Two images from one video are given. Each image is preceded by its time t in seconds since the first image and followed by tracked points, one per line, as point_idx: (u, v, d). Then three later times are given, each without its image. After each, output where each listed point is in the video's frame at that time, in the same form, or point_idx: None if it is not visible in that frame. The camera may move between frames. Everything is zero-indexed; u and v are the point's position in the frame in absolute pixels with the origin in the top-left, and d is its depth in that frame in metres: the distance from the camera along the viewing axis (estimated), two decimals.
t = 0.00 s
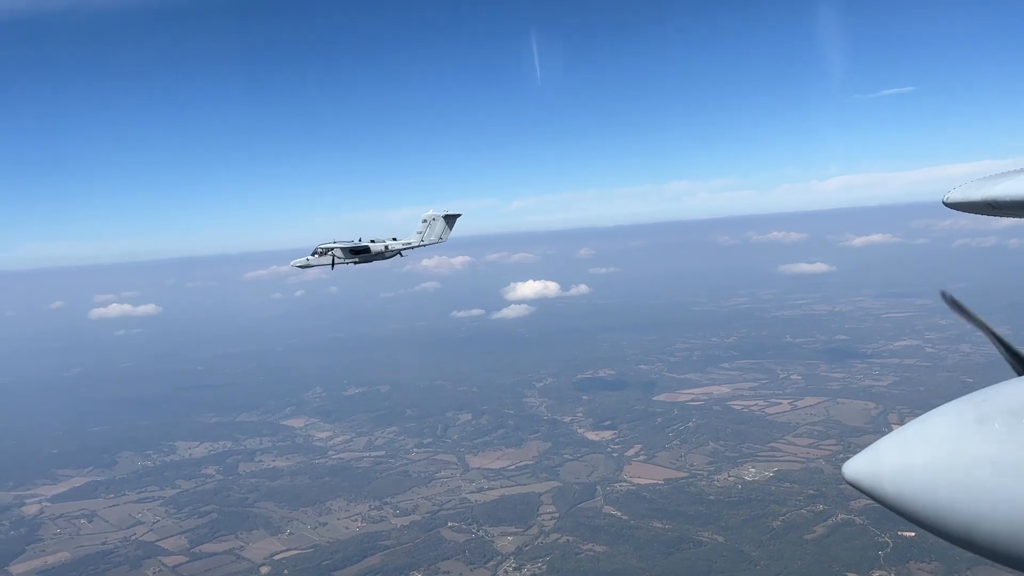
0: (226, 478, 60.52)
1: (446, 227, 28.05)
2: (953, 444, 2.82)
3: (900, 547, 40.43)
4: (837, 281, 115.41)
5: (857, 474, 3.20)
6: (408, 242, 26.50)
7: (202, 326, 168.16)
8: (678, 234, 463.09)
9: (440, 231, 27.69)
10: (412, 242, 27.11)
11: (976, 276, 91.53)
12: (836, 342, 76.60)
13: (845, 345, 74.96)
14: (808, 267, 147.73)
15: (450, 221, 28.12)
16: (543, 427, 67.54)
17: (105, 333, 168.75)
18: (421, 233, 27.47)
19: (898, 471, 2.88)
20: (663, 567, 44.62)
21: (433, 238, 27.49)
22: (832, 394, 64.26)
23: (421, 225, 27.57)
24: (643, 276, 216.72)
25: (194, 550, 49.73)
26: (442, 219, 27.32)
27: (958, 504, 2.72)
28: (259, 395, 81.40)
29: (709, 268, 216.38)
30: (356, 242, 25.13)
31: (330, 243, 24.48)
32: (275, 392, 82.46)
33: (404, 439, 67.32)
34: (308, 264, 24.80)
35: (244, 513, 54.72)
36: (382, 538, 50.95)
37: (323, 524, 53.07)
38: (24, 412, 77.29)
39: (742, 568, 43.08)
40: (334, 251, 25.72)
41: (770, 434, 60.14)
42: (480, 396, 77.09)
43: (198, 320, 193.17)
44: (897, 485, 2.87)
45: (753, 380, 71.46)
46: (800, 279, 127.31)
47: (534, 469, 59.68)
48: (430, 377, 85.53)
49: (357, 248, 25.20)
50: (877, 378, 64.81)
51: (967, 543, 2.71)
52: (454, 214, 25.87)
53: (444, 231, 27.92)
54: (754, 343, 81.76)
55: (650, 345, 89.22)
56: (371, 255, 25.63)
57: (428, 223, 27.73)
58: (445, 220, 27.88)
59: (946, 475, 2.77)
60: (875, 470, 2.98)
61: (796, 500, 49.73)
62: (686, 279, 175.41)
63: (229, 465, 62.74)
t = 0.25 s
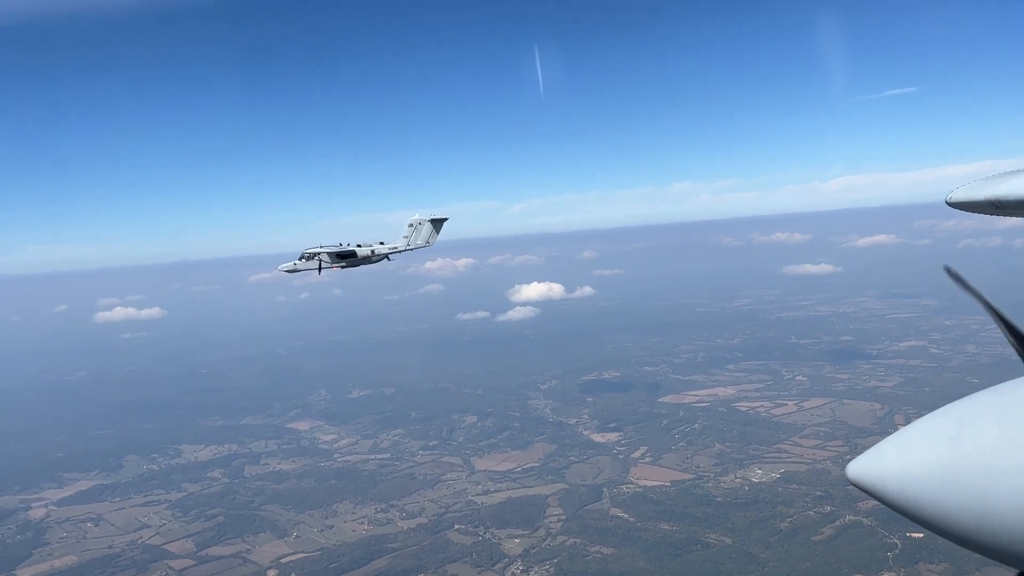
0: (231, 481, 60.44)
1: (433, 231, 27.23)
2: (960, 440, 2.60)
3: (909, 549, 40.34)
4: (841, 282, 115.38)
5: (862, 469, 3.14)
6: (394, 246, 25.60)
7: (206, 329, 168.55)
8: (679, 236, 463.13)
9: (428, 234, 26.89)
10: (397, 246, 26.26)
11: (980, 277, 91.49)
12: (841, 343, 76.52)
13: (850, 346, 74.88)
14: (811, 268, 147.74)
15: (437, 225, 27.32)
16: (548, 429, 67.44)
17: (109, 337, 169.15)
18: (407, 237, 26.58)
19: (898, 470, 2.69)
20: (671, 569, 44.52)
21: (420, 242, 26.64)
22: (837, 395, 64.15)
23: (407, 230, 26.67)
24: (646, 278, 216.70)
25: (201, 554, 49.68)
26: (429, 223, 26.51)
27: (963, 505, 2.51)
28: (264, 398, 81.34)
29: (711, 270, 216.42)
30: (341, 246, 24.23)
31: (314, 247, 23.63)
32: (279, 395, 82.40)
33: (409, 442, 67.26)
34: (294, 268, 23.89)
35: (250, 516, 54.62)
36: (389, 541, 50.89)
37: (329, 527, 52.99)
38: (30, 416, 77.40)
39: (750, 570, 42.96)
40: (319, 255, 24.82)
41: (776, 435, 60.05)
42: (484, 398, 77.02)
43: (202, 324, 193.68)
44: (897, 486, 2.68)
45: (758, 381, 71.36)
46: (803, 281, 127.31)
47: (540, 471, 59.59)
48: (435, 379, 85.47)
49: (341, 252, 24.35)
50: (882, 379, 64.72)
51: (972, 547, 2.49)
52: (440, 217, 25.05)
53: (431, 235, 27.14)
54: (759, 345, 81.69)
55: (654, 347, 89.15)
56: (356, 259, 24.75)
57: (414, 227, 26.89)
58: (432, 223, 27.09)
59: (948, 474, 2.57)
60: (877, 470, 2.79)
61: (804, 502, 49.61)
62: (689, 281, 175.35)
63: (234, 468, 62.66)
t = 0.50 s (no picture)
0: (234, 481, 60.41)
1: (421, 233, 26.79)
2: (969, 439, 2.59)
3: (914, 551, 40.35)
4: (843, 283, 115.47)
5: (851, 466, 3.43)
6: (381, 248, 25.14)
7: (209, 329, 168.78)
8: (680, 238, 463.24)
9: (415, 237, 26.45)
10: (385, 249, 25.86)
11: (982, 280, 91.60)
12: (843, 345, 76.56)
13: (853, 348, 74.92)
14: (813, 270, 147.80)
15: (425, 227, 26.90)
16: (551, 430, 67.45)
17: (112, 338, 169.47)
18: (394, 240, 26.10)
19: (907, 469, 2.70)
20: (675, 570, 44.53)
21: (408, 244, 26.19)
22: (840, 397, 64.15)
23: (394, 233, 26.22)
24: (647, 279, 216.72)
25: (205, 554, 49.64)
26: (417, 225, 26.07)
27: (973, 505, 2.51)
28: (266, 399, 81.34)
29: (712, 271, 216.54)
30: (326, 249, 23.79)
31: (302, 249, 23.26)
32: (282, 396, 82.38)
33: (412, 442, 67.27)
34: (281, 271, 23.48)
35: (254, 517, 54.58)
36: (393, 542, 50.90)
37: (333, 527, 52.98)
38: (32, 416, 77.42)
39: (755, 571, 42.97)
40: (305, 258, 24.39)
41: (779, 437, 60.06)
42: (487, 399, 77.01)
43: (205, 324, 194.03)
44: (910, 485, 2.68)
45: (761, 383, 71.38)
46: (805, 282, 127.39)
47: (543, 472, 59.58)
48: (438, 380, 85.49)
49: (329, 256, 24.10)
50: (885, 381, 64.73)
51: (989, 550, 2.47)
52: (427, 219, 24.67)
53: (419, 238, 26.73)
54: (761, 346, 81.72)
55: (657, 349, 89.20)
56: (343, 262, 24.31)
57: (401, 230, 26.45)
58: (420, 226, 26.66)
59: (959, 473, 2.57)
60: (885, 469, 2.81)
61: (808, 503, 49.63)
62: (691, 283, 175.49)
63: (237, 469, 62.64)
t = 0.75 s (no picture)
0: (236, 481, 60.33)
1: (406, 236, 26.85)
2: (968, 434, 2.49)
3: (918, 555, 40.32)
4: (845, 287, 115.56)
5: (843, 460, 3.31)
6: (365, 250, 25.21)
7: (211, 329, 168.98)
8: (681, 241, 463.39)
9: (400, 239, 26.52)
10: (368, 251, 25.93)
11: (985, 285, 91.64)
12: (846, 348, 76.58)
13: (855, 352, 74.94)
14: (815, 273, 147.77)
15: (409, 230, 26.99)
16: (554, 432, 67.42)
17: (114, 336, 169.68)
18: (378, 243, 26.18)
19: (902, 465, 2.61)
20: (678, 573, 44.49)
21: (392, 247, 26.27)
22: (843, 401, 64.14)
23: (379, 235, 26.24)
24: (649, 282, 216.70)
25: (207, 554, 49.60)
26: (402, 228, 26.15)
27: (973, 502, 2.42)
28: (268, 398, 81.34)
29: (714, 274, 216.55)
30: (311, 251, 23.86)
31: (288, 251, 23.30)
32: (284, 395, 82.36)
33: (414, 443, 67.23)
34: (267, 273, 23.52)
35: (256, 517, 54.50)
36: (395, 542, 50.85)
37: (335, 528, 52.89)
38: (34, 414, 77.42)
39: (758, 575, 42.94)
40: (291, 260, 24.46)
41: (782, 440, 60.04)
42: (489, 400, 77.03)
43: (207, 324, 194.25)
44: (906, 482, 2.58)
45: (763, 386, 71.39)
46: (807, 286, 127.33)
47: (545, 474, 59.52)
48: (440, 381, 85.50)
49: (313, 258, 24.16)
50: (888, 385, 64.72)
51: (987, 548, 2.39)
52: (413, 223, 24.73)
53: (403, 240, 26.77)
54: (764, 350, 81.73)
55: (659, 351, 89.23)
56: (328, 265, 24.40)
57: (386, 232, 26.48)
58: (405, 229, 26.75)
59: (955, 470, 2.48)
60: (878, 465, 2.71)
61: (811, 507, 49.62)
62: (693, 285, 175.70)
63: (239, 468, 62.56)
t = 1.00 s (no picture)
0: (240, 480, 60.30)
1: (395, 238, 26.89)
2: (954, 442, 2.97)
3: (923, 560, 40.28)
4: (849, 291, 115.51)
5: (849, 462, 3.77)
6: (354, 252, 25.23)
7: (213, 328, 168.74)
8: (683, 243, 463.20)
9: (389, 242, 26.59)
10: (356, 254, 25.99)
11: (989, 290, 91.61)
12: (849, 352, 76.57)
13: (859, 356, 74.94)
14: (818, 277, 147.52)
15: (398, 233, 27.02)
16: (557, 434, 67.39)
17: (116, 335, 169.83)
18: (366, 245, 26.20)
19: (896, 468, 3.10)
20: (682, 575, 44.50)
21: (380, 249, 26.35)
22: (847, 405, 64.14)
23: (366, 238, 26.26)
24: (652, 284, 216.30)
25: (210, 553, 49.55)
26: (390, 230, 26.20)
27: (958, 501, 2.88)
28: (271, 398, 81.28)
29: (717, 277, 216.21)
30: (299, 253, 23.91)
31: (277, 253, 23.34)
32: (287, 395, 82.30)
33: (417, 444, 67.19)
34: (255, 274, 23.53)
35: (260, 516, 54.45)
36: (399, 543, 50.79)
37: (339, 528, 52.84)
38: (37, 412, 77.47)
39: None
40: (279, 262, 24.48)
41: (786, 443, 60.04)
42: (492, 402, 76.99)
43: (209, 323, 194.16)
44: (901, 482, 3.06)
45: (767, 390, 71.41)
46: (811, 289, 127.16)
47: (549, 475, 59.48)
48: (442, 382, 85.42)
49: (301, 260, 24.27)
50: (892, 390, 64.72)
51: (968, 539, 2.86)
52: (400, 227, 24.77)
53: (392, 243, 26.79)
54: (767, 353, 81.74)
55: (662, 354, 89.22)
56: (315, 266, 24.46)
57: (374, 235, 26.52)
58: (393, 231, 26.81)
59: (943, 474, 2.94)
60: (878, 468, 3.19)
61: (815, 511, 49.62)
62: (696, 288, 175.49)
63: (242, 468, 62.52)
